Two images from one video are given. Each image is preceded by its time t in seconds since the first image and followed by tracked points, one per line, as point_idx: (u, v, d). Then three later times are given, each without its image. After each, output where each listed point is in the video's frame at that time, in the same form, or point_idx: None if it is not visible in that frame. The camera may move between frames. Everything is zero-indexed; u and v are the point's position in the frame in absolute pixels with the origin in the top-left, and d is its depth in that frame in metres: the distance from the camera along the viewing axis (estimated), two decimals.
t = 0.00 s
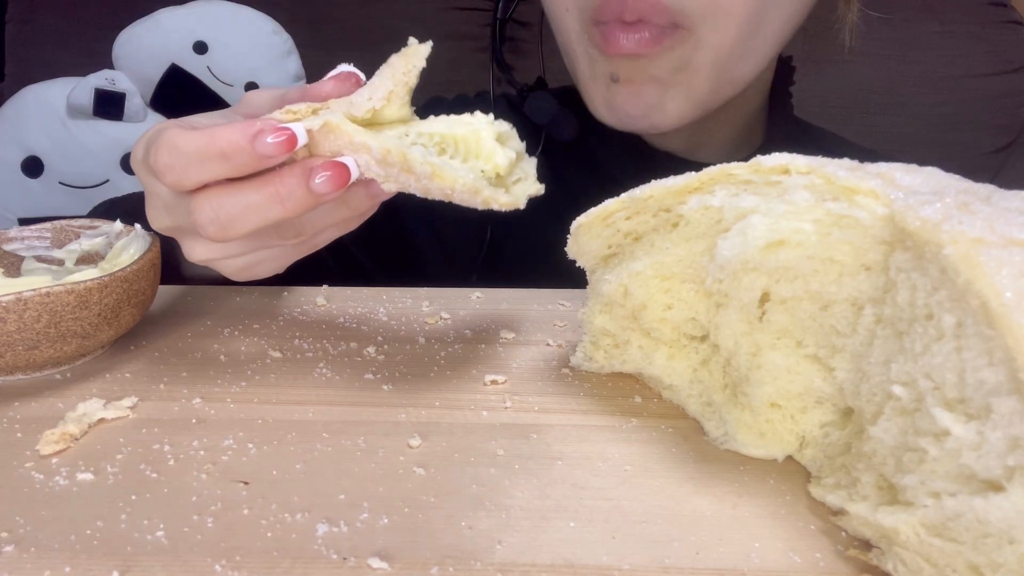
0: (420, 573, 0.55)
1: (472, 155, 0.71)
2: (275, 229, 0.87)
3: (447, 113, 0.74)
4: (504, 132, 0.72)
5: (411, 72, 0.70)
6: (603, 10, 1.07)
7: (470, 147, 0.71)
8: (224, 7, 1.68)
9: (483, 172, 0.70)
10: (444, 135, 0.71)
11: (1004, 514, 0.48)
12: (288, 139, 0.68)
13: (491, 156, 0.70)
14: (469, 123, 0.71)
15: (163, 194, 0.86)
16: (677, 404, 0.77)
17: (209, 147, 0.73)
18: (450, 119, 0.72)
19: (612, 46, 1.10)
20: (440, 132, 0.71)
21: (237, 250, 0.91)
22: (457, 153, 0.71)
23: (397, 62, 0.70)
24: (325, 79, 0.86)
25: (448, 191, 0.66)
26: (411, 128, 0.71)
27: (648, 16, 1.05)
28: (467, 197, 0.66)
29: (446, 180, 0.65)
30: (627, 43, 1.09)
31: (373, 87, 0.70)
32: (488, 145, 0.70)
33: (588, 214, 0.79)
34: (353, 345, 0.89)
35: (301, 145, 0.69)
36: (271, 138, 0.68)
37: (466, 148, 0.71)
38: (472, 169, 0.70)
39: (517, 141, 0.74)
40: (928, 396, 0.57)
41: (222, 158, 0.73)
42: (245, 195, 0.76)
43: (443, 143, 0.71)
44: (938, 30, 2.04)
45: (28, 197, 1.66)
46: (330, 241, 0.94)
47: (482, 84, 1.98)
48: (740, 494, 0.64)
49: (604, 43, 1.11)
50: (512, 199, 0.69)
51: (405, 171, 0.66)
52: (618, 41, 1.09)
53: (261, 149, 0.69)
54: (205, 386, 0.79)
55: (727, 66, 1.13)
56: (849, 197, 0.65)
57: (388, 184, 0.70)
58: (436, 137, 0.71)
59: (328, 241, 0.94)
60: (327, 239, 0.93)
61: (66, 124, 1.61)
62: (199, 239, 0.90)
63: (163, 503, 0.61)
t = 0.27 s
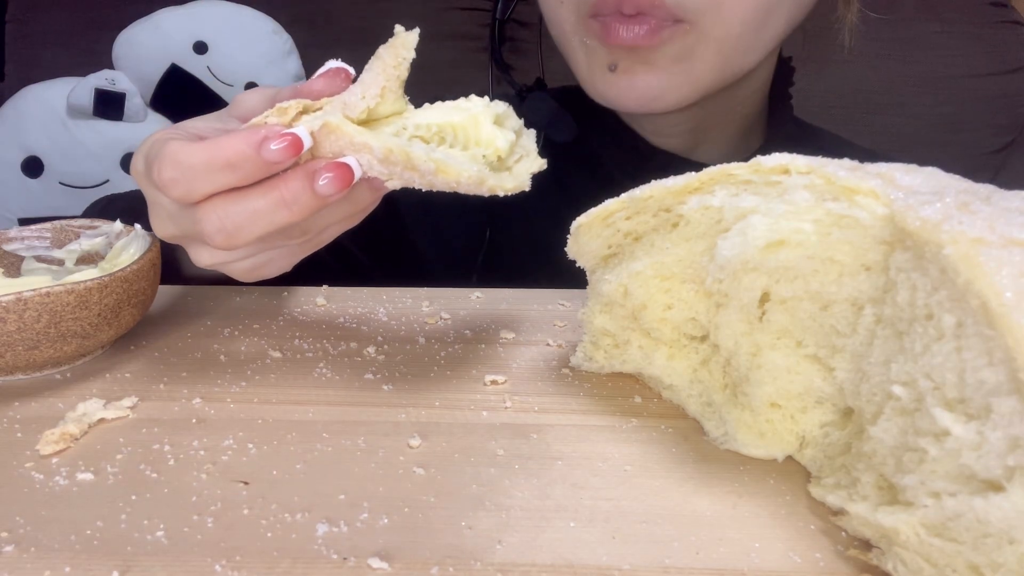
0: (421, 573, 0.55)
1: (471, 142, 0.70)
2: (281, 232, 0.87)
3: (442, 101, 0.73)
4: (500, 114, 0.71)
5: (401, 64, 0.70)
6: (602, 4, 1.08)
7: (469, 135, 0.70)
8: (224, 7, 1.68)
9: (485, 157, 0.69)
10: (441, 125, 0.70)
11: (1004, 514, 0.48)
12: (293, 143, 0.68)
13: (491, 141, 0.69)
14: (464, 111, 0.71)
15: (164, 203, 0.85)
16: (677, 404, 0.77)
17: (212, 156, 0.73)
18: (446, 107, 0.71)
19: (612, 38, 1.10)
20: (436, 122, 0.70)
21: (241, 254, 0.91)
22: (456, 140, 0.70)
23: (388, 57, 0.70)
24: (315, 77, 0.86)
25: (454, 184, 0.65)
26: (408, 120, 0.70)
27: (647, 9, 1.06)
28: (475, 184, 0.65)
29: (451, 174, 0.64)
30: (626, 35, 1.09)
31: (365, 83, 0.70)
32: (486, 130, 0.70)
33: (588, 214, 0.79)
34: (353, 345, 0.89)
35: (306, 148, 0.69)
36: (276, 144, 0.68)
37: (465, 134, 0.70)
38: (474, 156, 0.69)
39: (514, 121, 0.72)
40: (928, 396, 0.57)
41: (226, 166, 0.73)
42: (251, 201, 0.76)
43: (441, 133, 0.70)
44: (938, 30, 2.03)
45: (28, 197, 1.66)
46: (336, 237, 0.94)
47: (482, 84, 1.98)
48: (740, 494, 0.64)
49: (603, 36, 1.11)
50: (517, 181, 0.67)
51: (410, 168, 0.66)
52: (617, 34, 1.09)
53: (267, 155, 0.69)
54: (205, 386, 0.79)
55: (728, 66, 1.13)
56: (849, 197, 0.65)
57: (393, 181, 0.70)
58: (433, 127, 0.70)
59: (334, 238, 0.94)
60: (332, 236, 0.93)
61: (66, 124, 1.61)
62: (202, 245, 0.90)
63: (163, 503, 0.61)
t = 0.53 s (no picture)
0: (421, 573, 0.54)
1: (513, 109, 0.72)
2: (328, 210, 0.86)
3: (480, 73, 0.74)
4: (537, 82, 0.74)
5: (441, 36, 0.70)
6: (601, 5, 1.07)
7: (510, 101, 0.72)
8: (224, 7, 1.68)
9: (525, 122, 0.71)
10: (483, 94, 0.71)
11: (1004, 513, 0.48)
12: (350, 114, 0.68)
13: (531, 106, 0.71)
14: (504, 79, 0.72)
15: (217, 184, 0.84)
16: (677, 404, 0.77)
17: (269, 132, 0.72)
18: (486, 78, 0.73)
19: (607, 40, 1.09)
20: (479, 91, 0.71)
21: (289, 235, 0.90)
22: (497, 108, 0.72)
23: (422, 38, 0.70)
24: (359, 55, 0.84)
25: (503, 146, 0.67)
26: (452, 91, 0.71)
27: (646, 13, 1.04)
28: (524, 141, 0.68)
29: (501, 136, 0.66)
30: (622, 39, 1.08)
31: (410, 56, 0.70)
32: (526, 95, 0.72)
33: (588, 214, 0.79)
34: (353, 345, 0.89)
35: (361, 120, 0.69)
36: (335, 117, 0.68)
37: (505, 102, 0.72)
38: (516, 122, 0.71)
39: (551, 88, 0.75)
40: (928, 396, 0.57)
41: (285, 141, 0.72)
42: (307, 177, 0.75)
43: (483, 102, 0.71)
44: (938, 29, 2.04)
45: (28, 197, 1.65)
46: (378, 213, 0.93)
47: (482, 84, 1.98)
48: (740, 494, 0.64)
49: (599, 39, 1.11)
50: (558, 144, 0.70)
51: (462, 132, 0.67)
52: (614, 38, 1.09)
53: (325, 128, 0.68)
54: (205, 386, 0.79)
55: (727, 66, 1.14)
56: (849, 197, 0.65)
57: (442, 150, 0.71)
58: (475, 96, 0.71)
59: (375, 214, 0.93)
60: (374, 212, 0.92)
61: (66, 124, 1.61)
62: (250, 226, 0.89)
63: (163, 503, 0.61)
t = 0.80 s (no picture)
0: (421, 573, 0.54)
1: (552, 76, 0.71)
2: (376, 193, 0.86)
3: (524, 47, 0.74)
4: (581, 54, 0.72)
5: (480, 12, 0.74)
6: None
7: (551, 71, 0.71)
8: (224, 7, 1.68)
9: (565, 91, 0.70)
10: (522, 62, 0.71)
11: (1004, 514, 0.48)
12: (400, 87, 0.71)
13: (571, 76, 0.70)
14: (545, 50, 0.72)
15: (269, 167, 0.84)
16: (677, 404, 0.77)
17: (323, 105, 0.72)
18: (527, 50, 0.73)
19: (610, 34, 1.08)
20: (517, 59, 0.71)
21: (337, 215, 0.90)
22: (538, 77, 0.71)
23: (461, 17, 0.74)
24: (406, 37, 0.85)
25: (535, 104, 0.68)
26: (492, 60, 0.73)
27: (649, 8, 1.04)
28: (555, 100, 0.68)
29: (532, 93, 0.67)
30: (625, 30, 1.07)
31: (450, 29, 0.74)
32: (566, 64, 0.70)
33: (588, 214, 0.79)
34: (353, 345, 0.89)
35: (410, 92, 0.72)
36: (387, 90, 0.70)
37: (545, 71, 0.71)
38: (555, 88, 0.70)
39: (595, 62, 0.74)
40: (928, 396, 0.57)
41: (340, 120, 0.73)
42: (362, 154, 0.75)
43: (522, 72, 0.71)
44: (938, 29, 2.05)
45: (28, 198, 1.65)
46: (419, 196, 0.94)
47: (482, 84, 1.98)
48: (740, 494, 0.64)
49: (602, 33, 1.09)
50: (597, 108, 0.69)
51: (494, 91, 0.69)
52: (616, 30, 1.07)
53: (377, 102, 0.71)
54: (206, 386, 0.79)
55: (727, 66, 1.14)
56: (849, 197, 0.65)
57: (479, 117, 0.73)
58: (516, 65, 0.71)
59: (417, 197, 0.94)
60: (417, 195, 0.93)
61: (66, 124, 1.61)
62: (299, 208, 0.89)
63: (163, 503, 0.61)
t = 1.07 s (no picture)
0: (421, 573, 0.54)
1: (565, 56, 0.76)
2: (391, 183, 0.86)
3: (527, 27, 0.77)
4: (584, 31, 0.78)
5: None
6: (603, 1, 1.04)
7: (561, 51, 0.75)
8: (224, 7, 1.68)
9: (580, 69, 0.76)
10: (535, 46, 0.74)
11: (1004, 513, 0.48)
12: (418, 81, 0.71)
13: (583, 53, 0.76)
14: (552, 30, 0.76)
15: (289, 164, 0.83)
16: (677, 404, 0.77)
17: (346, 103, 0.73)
18: (533, 31, 0.76)
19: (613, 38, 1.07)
20: (530, 44, 0.74)
21: (356, 204, 0.90)
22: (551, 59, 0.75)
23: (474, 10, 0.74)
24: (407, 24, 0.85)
25: (560, 87, 0.72)
26: (502, 45, 0.74)
27: (652, 9, 1.02)
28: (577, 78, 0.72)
29: (557, 79, 0.71)
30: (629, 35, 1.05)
31: (461, 20, 0.74)
32: (576, 43, 0.76)
33: (588, 214, 0.79)
34: (353, 345, 0.89)
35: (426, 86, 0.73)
36: (405, 84, 0.71)
37: (557, 51, 0.75)
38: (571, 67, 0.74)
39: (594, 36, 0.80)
40: (928, 396, 0.57)
41: (362, 113, 0.73)
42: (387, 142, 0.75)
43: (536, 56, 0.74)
44: (937, 29, 2.05)
45: (28, 198, 1.65)
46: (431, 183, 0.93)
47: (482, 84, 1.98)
48: (740, 494, 0.64)
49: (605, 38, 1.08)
50: (612, 83, 0.76)
51: (519, 80, 0.71)
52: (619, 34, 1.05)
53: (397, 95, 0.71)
54: (206, 386, 0.79)
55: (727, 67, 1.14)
56: (849, 197, 0.65)
57: (499, 104, 0.75)
58: (529, 48, 0.74)
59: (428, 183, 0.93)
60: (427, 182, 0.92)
61: (66, 124, 1.61)
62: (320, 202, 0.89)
63: (163, 503, 0.61)
